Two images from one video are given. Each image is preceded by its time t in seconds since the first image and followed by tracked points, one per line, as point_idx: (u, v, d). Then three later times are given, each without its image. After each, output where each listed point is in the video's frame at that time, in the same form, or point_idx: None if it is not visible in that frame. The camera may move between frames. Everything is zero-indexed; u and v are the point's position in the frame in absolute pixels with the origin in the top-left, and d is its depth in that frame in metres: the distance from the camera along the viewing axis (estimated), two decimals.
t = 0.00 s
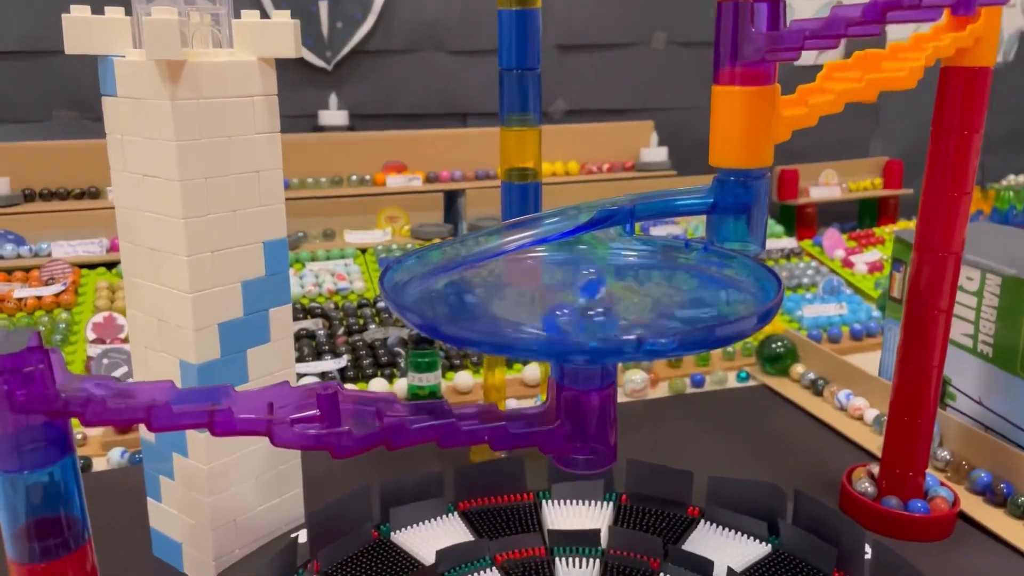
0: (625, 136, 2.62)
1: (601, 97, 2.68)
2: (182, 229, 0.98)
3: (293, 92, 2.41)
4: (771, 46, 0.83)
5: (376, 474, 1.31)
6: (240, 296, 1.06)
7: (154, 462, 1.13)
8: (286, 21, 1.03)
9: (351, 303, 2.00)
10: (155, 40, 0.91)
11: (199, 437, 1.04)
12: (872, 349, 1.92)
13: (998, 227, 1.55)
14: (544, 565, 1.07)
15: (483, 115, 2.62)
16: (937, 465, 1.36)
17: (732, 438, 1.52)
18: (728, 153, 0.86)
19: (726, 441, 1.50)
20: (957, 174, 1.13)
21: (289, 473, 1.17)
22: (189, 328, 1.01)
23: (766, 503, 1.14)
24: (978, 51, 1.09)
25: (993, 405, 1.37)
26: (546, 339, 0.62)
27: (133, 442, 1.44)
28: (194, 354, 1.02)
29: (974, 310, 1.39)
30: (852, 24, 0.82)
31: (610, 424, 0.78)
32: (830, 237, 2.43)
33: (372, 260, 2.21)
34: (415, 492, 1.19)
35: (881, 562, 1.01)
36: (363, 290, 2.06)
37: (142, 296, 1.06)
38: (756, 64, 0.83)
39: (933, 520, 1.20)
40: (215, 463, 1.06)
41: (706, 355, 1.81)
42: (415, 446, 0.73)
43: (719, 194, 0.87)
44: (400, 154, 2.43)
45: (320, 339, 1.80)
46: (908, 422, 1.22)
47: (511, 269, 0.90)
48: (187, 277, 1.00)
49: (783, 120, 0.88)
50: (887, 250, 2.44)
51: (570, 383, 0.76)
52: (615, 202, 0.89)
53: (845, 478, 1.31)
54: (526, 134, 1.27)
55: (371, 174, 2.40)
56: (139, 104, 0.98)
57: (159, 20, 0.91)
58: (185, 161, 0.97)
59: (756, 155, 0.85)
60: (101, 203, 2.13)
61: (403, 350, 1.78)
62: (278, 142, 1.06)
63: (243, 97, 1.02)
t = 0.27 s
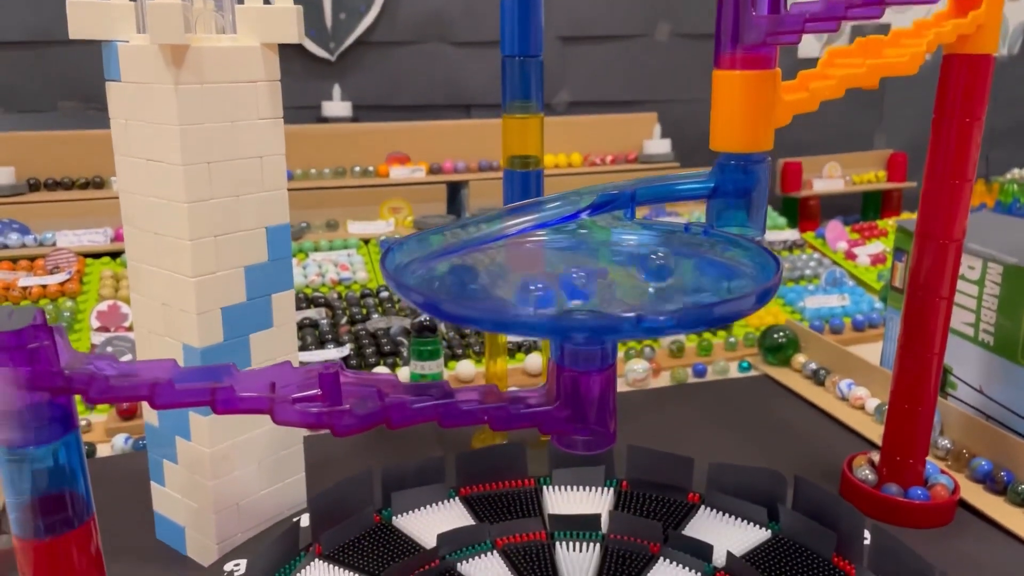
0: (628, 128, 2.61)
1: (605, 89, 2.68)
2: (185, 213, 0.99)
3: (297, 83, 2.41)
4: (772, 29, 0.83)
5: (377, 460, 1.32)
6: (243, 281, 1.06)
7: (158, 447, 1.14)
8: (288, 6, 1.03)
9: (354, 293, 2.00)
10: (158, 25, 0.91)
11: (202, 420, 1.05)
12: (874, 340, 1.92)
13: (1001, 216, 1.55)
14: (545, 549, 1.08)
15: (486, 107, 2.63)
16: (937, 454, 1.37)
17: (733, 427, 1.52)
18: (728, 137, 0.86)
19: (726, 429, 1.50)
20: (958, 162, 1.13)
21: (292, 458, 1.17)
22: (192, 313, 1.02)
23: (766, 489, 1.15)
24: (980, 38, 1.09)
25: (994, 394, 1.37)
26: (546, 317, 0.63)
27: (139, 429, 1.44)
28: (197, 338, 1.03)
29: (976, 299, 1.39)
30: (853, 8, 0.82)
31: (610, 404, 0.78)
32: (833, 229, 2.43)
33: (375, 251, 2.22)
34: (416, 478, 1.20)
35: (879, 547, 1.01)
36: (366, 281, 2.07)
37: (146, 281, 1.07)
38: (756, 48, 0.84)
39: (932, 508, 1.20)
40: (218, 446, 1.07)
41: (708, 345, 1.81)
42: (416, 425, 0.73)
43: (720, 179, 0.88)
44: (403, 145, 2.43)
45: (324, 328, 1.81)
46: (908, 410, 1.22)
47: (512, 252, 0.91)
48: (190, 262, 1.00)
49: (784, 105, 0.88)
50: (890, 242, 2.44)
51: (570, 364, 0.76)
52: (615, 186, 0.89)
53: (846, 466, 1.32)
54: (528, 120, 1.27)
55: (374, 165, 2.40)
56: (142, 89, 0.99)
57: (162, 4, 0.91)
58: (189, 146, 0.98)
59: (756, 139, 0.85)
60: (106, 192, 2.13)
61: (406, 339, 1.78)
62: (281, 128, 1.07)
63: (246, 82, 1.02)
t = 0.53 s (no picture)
0: (632, 117, 2.61)
1: (608, 77, 2.68)
2: (186, 189, 0.99)
3: (300, 70, 2.41)
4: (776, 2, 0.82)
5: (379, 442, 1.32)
6: (244, 260, 1.06)
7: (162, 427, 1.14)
8: None
9: (356, 279, 2.00)
10: None
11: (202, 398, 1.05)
12: (878, 327, 1.91)
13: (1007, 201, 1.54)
14: (545, 528, 1.08)
15: (490, 95, 2.62)
16: (940, 437, 1.36)
17: (736, 412, 1.52)
18: (730, 111, 0.86)
19: (729, 414, 1.50)
20: (963, 141, 1.12)
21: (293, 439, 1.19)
22: (193, 289, 1.02)
23: (767, 469, 1.15)
24: (987, 16, 1.08)
25: (998, 377, 1.36)
26: (549, 284, 0.62)
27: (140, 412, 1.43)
28: (198, 315, 1.02)
29: (980, 283, 1.38)
30: None
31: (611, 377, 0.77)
32: (837, 218, 2.43)
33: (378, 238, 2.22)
34: (418, 458, 1.20)
35: (881, 525, 1.01)
36: (368, 266, 2.07)
37: (147, 258, 1.07)
38: (759, 21, 0.83)
39: (933, 489, 1.20)
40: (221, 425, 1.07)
41: (711, 332, 1.81)
42: (417, 397, 0.72)
43: (721, 154, 0.87)
44: (406, 132, 2.43)
45: (326, 313, 1.81)
46: (910, 392, 1.22)
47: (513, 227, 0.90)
48: (191, 238, 1.00)
49: (787, 79, 0.87)
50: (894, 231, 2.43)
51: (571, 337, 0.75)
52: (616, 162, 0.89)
53: (848, 449, 1.32)
54: (531, 100, 1.27)
55: (377, 152, 2.40)
56: (143, 65, 0.99)
57: None
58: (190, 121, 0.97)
59: (759, 114, 0.85)
60: (110, 178, 2.14)
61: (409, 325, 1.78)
62: (282, 105, 1.06)
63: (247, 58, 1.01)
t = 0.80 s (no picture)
0: (635, 102, 2.59)
1: (611, 62, 2.66)
2: (182, 162, 0.98)
3: (301, 53, 2.39)
4: None
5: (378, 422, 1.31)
6: (241, 234, 1.05)
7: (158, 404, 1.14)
8: None
9: (357, 262, 1.99)
10: None
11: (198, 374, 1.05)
12: (882, 312, 1.90)
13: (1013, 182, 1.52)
14: (545, 507, 1.07)
15: (492, 79, 2.60)
16: (944, 420, 1.35)
17: (738, 395, 1.51)
18: (734, 82, 0.84)
19: (730, 397, 1.49)
20: (970, 117, 1.11)
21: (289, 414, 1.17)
22: (189, 263, 1.01)
23: (769, 449, 1.14)
24: None
25: (1003, 359, 1.35)
26: (548, 248, 0.61)
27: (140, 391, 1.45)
28: (193, 289, 1.01)
29: (986, 264, 1.37)
30: None
31: (611, 347, 0.76)
32: (841, 204, 2.41)
33: (378, 222, 2.21)
34: (416, 436, 1.19)
35: (884, 504, 1.00)
36: (369, 250, 2.06)
37: (143, 232, 1.06)
38: None
39: (938, 470, 1.19)
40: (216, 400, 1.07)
41: (713, 316, 1.80)
42: (415, 365, 0.70)
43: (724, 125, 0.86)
44: (408, 116, 2.41)
45: (326, 296, 1.80)
46: (915, 372, 1.20)
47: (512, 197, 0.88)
48: (187, 211, 0.99)
49: (792, 49, 0.85)
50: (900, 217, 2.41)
51: (571, 306, 0.74)
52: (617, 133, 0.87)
53: (851, 431, 1.30)
54: (532, 76, 1.25)
55: (378, 137, 2.38)
56: (138, 35, 0.97)
57: None
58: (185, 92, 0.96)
59: (764, 84, 0.83)
60: (109, 160, 2.12)
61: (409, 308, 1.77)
62: (280, 77, 1.05)
63: (244, 29, 1.00)
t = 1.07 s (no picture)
0: (638, 87, 2.58)
1: (614, 47, 2.64)
2: (179, 136, 0.97)
3: (302, 37, 2.38)
4: None
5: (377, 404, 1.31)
6: (239, 211, 1.04)
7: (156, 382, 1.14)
8: None
9: (357, 246, 1.98)
10: None
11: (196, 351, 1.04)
12: (884, 297, 1.89)
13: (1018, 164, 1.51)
14: (544, 486, 1.06)
15: (494, 64, 2.59)
16: (947, 403, 1.34)
17: (739, 378, 1.50)
18: (738, 54, 0.84)
19: (731, 381, 1.48)
20: (975, 95, 1.09)
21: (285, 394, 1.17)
22: (187, 239, 1.00)
23: (769, 429, 1.13)
24: None
25: (1007, 341, 1.34)
26: (549, 214, 0.60)
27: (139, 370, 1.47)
28: (191, 265, 1.01)
29: (990, 246, 1.36)
30: None
31: (610, 321, 0.74)
32: (844, 189, 2.41)
33: (379, 205, 2.20)
34: (415, 417, 1.18)
35: (885, 484, 1.00)
36: (370, 234, 2.05)
37: (141, 208, 1.05)
38: None
39: (940, 452, 1.18)
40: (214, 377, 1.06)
41: (715, 300, 1.79)
42: (411, 336, 0.69)
43: (726, 98, 0.86)
44: (409, 100, 2.40)
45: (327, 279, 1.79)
46: (918, 353, 1.19)
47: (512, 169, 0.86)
48: (185, 186, 0.98)
49: (796, 20, 0.85)
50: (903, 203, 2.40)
51: (570, 279, 0.72)
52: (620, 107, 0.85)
53: (853, 413, 1.30)
54: (533, 54, 1.24)
55: (380, 121, 2.37)
56: (135, 7, 0.96)
57: None
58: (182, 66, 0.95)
59: (767, 55, 0.83)
60: (109, 143, 2.12)
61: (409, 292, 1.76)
62: (278, 52, 1.04)
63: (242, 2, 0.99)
